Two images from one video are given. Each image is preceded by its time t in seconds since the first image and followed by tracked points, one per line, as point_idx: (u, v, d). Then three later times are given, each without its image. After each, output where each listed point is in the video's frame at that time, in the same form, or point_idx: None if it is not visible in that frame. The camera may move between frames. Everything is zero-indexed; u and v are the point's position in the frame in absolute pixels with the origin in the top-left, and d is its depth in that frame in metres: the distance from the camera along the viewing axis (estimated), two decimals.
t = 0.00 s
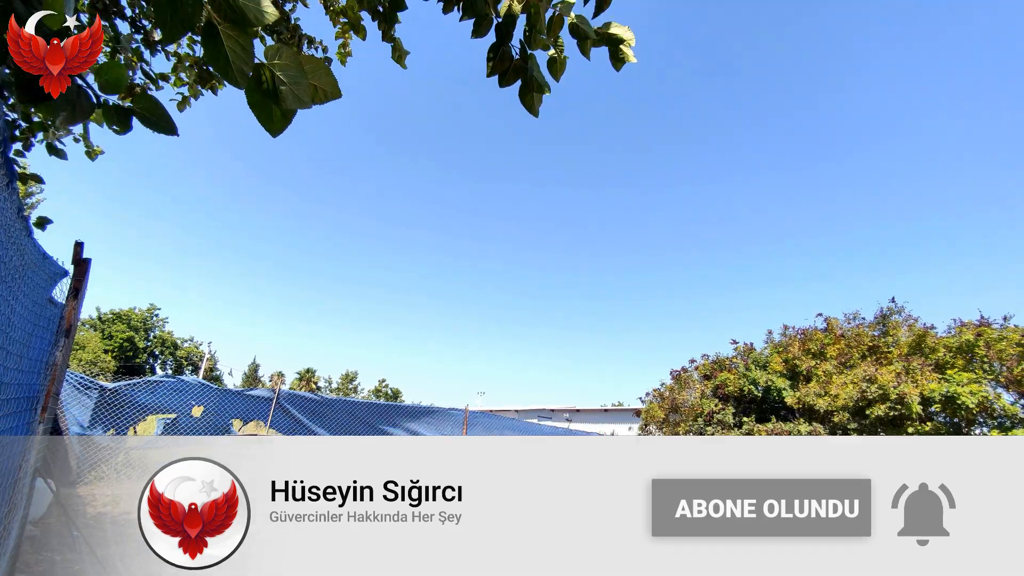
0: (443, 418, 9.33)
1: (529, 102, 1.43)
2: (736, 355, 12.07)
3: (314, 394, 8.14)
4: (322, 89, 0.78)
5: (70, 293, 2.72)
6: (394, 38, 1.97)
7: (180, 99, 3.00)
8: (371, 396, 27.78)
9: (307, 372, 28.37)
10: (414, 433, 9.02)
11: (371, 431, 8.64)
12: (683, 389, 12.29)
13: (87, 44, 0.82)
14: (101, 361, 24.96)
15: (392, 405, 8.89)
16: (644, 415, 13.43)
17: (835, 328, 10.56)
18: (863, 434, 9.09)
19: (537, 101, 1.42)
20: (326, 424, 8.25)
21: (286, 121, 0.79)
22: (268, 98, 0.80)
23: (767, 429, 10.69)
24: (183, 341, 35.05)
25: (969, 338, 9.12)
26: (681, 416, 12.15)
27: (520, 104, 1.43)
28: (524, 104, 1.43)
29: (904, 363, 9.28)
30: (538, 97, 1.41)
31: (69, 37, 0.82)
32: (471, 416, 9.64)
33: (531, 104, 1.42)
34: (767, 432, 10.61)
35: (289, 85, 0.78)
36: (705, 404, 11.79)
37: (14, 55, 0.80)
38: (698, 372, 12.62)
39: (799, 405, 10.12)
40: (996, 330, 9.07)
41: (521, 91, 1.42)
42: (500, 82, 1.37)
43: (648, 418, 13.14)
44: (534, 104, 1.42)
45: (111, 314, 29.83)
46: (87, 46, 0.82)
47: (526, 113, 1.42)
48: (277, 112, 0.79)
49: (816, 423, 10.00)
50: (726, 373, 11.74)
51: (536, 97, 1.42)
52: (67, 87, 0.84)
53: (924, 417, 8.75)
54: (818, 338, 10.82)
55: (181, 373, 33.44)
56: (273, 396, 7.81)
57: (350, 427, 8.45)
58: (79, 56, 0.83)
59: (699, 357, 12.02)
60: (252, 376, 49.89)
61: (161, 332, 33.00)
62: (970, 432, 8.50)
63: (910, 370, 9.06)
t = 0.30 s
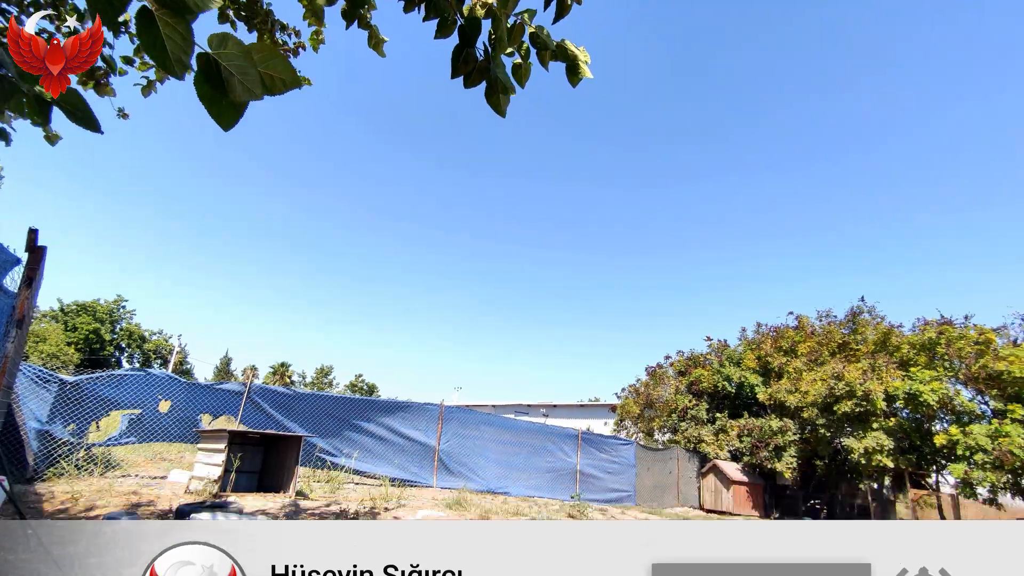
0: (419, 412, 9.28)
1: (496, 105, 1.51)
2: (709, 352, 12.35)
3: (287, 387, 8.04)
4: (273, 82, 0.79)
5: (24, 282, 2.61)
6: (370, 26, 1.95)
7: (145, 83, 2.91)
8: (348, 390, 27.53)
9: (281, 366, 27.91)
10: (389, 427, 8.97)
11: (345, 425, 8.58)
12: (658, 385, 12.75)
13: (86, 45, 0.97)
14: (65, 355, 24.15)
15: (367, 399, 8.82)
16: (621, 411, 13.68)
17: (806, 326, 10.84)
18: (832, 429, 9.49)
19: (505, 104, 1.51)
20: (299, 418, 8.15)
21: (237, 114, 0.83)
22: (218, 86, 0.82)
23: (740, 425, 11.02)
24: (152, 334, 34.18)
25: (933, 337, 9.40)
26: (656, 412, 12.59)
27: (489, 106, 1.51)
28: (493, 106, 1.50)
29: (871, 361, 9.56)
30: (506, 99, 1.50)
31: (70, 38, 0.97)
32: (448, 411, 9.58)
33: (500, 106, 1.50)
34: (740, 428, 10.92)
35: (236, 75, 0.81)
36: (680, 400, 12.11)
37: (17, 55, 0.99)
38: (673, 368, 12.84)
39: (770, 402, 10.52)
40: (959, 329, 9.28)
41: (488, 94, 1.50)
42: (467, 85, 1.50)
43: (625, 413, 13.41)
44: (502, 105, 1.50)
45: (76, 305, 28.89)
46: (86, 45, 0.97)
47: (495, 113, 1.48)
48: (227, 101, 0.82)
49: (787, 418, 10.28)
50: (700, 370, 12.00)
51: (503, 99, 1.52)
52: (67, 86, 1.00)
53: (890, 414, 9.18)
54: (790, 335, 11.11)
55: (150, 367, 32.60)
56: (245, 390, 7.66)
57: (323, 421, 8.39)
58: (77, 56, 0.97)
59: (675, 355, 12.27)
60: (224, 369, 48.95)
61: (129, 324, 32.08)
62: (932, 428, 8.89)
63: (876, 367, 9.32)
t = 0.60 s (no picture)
0: (385, 404, 9.16)
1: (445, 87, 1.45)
2: (674, 345, 12.56)
3: (248, 377, 7.81)
4: (157, 67, 0.72)
5: None
6: None
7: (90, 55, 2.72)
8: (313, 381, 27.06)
9: (243, 356, 27.19)
10: (353, 419, 8.83)
11: (308, 417, 8.40)
12: (625, 377, 12.88)
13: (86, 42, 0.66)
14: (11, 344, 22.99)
15: (331, 391, 8.65)
16: (588, 403, 13.79)
17: (768, 320, 11.15)
18: (791, 421, 9.75)
19: (462, 88, 1.67)
20: (260, 409, 7.94)
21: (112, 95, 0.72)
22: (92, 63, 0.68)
23: (703, 417, 11.24)
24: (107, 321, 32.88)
25: (889, 331, 9.72)
26: (622, 404, 12.72)
27: (442, 88, 1.63)
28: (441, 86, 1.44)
29: (829, 355, 9.84)
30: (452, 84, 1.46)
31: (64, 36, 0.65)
32: (414, 402, 9.49)
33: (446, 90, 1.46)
34: (703, 420, 11.13)
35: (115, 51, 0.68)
36: (646, 392, 12.21)
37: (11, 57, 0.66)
38: (639, 361, 13.02)
39: (734, 394, 10.76)
40: (912, 323, 9.75)
41: (442, 79, 1.57)
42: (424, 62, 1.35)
43: (592, 404, 13.54)
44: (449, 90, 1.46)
45: (24, 291, 27.54)
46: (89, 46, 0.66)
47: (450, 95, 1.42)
48: (101, 81, 0.70)
49: (749, 411, 10.57)
50: (666, 362, 12.14)
51: (460, 84, 1.67)
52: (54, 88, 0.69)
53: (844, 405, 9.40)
54: (752, 329, 11.42)
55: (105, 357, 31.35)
56: (204, 379, 7.38)
57: (285, 412, 8.19)
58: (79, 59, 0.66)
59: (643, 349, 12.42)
60: (184, 359, 47.46)
61: (82, 312, 30.74)
62: (884, 419, 9.15)
63: (834, 361, 9.63)
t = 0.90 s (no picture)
0: (353, 397, 9.03)
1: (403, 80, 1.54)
2: (644, 339, 12.74)
3: (210, 370, 7.60)
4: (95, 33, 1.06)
5: None
6: None
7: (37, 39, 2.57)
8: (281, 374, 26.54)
9: (209, 349, 26.57)
10: (321, 412, 8.68)
11: (274, 410, 8.21)
12: (596, 370, 13.03)
13: (86, 45, 1.05)
14: None
15: (298, 384, 8.48)
16: (559, 396, 13.87)
17: (736, 315, 11.39)
18: (755, 414, 9.95)
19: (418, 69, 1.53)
20: (223, 403, 7.73)
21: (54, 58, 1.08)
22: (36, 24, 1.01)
23: (671, 410, 11.41)
24: (63, 312, 31.62)
25: (850, 326, 9.99)
26: (592, 397, 12.84)
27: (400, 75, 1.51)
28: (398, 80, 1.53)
29: (793, 349, 10.07)
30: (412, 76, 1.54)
31: (71, 39, 1.04)
32: (383, 395, 9.39)
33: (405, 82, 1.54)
34: (671, 413, 11.30)
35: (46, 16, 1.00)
36: (616, 385, 12.37)
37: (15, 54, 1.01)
38: (610, 354, 13.15)
39: (701, 388, 10.95)
40: (873, 319, 10.07)
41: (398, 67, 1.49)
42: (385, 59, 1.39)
43: (563, 398, 13.63)
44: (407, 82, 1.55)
45: None
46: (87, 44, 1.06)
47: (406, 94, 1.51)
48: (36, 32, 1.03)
49: (715, 404, 10.78)
50: (636, 356, 12.30)
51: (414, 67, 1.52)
52: (66, 87, 1.09)
53: (807, 398, 9.61)
54: (721, 324, 11.65)
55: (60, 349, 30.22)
56: (164, 372, 7.15)
57: (250, 406, 7.99)
58: (77, 55, 1.05)
59: (614, 342, 12.56)
60: (146, 352, 45.96)
61: (36, 302, 29.53)
62: (845, 411, 9.45)
63: (797, 355, 9.82)
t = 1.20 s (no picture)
0: (326, 393, 8.92)
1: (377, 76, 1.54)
2: (618, 336, 12.85)
3: (178, 366, 7.42)
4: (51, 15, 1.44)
5: None
6: None
7: None
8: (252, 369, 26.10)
9: (177, 344, 25.92)
10: (292, 409, 8.54)
11: (243, 407, 8.06)
12: (570, 366, 13.09)
13: (78, 44, 1.44)
14: None
15: (269, 380, 8.36)
16: (533, 392, 13.92)
17: (708, 313, 11.58)
18: (726, 410, 10.12)
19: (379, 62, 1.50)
20: (191, 400, 7.55)
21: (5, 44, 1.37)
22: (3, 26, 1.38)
23: (645, 406, 11.55)
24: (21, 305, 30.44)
25: (818, 324, 10.24)
26: (567, 393, 12.92)
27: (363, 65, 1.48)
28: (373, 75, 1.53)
29: (763, 346, 10.26)
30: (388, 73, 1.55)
31: (70, 41, 1.45)
32: (356, 391, 9.29)
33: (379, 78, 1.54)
34: (644, 409, 11.43)
35: None
36: (590, 381, 12.47)
37: (17, 55, 1.41)
38: (584, 351, 13.23)
39: (674, 384, 11.11)
40: (839, 317, 10.33)
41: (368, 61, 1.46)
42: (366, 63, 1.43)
43: (537, 394, 13.68)
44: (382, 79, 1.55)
45: None
46: (86, 44, 1.45)
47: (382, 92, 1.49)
48: None
49: (688, 400, 10.96)
50: (610, 353, 12.41)
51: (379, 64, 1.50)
52: (65, 85, 1.48)
53: (775, 394, 9.80)
54: (693, 321, 11.84)
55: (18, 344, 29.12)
56: (129, 368, 6.93)
57: (219, 403, 7.82)
58: (77, 55, 1.45)
59: (589, 339, 12.65)
60: (110, 347, 44.60)
61: None
62: (812, 407, 9.68)
63: (767, 352, 10.00)
